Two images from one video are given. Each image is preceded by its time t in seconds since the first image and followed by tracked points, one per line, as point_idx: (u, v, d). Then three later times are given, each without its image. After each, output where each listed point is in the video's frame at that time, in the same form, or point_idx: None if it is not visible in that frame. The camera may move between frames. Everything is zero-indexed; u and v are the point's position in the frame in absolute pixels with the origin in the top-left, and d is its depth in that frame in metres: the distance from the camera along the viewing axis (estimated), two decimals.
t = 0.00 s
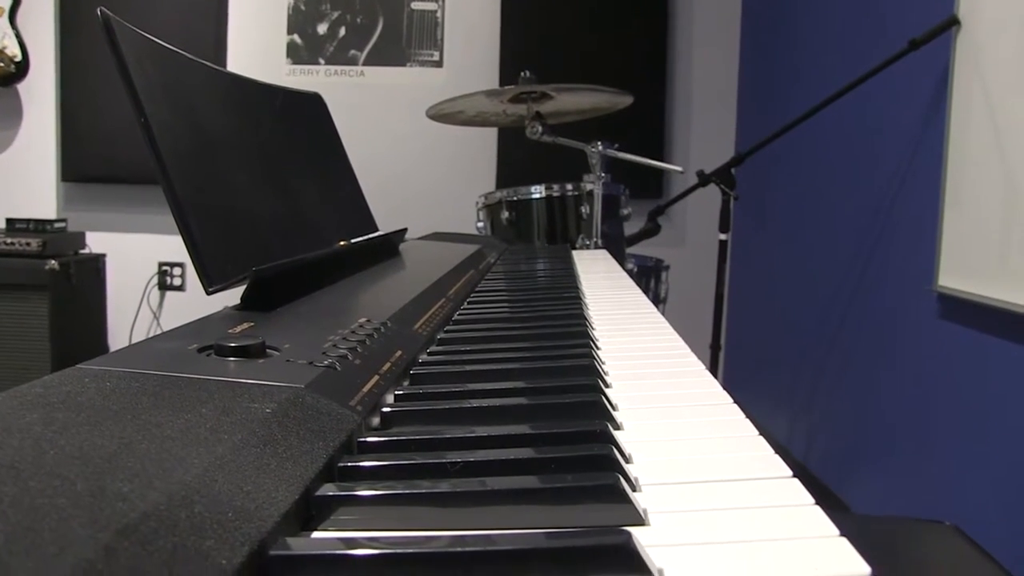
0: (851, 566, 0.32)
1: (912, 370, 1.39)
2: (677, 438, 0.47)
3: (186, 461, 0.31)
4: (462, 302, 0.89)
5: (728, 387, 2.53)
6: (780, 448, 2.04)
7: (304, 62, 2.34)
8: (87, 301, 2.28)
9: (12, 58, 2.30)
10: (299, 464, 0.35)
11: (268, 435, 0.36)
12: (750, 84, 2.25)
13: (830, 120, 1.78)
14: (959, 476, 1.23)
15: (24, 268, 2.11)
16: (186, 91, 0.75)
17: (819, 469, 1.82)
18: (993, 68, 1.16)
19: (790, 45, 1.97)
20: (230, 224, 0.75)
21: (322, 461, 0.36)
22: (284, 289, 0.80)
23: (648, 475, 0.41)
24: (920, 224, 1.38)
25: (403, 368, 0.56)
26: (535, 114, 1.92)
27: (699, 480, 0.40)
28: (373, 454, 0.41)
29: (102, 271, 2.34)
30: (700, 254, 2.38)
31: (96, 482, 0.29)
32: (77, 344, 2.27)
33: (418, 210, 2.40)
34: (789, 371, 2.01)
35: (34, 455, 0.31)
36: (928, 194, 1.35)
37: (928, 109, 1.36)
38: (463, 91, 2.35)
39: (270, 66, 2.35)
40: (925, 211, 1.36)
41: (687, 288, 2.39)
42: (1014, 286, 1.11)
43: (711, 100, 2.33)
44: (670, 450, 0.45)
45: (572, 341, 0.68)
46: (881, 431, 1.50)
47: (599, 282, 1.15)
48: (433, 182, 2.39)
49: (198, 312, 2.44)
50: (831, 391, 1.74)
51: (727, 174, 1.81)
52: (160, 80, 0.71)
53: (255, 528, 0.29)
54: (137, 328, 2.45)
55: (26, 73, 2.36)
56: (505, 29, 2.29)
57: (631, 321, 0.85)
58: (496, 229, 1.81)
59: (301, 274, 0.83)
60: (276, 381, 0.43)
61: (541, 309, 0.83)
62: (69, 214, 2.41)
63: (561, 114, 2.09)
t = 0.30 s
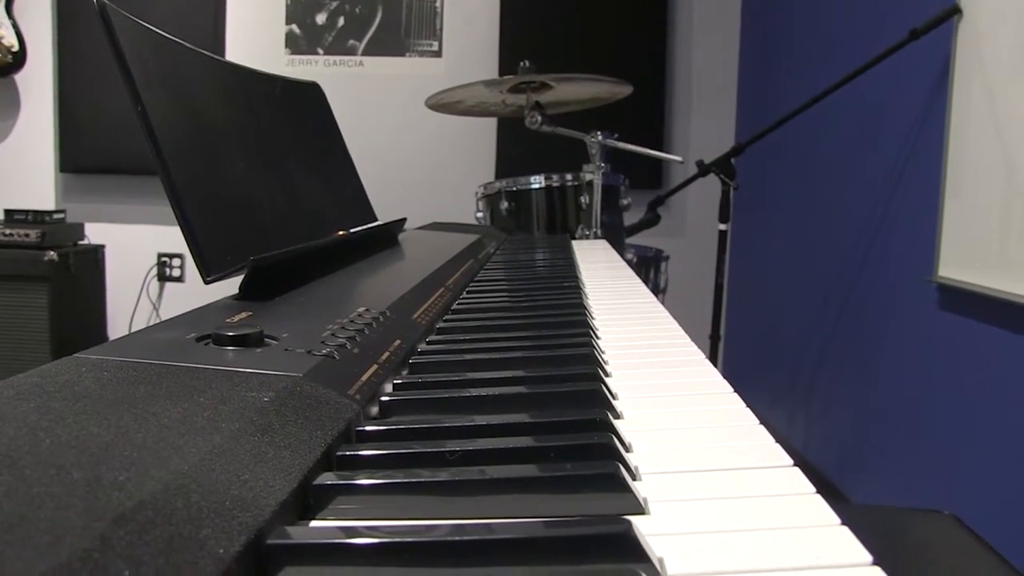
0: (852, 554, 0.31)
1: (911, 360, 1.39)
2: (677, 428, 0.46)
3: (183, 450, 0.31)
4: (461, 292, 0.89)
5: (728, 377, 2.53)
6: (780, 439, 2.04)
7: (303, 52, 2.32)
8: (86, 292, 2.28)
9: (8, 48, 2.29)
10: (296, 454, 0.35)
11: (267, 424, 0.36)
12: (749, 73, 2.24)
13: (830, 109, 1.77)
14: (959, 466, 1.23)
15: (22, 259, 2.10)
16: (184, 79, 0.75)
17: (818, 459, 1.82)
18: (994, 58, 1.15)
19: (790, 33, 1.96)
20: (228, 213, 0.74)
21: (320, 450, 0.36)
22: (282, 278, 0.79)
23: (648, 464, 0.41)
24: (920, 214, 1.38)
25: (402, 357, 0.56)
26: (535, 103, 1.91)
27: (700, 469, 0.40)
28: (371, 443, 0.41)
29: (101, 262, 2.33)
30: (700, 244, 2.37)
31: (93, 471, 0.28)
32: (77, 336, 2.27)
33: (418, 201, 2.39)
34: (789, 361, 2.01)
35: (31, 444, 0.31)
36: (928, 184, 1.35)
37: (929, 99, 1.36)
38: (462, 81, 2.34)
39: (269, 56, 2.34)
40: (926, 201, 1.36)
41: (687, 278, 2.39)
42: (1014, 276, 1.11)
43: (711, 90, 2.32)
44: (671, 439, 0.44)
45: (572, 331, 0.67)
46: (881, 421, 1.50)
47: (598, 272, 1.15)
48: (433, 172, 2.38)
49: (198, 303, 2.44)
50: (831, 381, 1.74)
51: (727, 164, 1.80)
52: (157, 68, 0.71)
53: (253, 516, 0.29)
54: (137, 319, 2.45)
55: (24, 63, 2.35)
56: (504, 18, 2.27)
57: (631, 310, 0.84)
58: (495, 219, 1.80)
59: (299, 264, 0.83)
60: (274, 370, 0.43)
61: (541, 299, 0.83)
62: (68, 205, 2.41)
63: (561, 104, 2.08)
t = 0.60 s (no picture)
0: (853, 545, 0.31)
1: (911, 352, 1.39)
2: (677, 418, 0.46)
3: (180, 441, 0.31)
4: (460, 283, 0.89)
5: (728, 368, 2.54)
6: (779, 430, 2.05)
7: (302, 43, 2.31)
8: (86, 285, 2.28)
9: (6, 40, 2.27)
10: (294, 445, 0.35)
11: (265, 414, 0.35)
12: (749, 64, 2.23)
13: (831, 100, 1.76)
14: (959, 458, 1.23)
15: (21, 251, 2.10)
16: (182, 70, 0.74)
17: (818, 450, 1.82)
18: (995, 49, 1.14)
19: (790, 24, 1.95)
20: (226, 204, 0.74)
21: (319, 441, 0.36)
22: (281, 270, 0.79)
23: (648, 455, 0.40)
24: (920, 205, 1.37)
25: (401, 347, 0.55)
26: (535, 95, 1.90)
27: (700, 459, 0.40)
28: (370, 434, 0.41)
29: (100, 255, 2.32)
30: (700, 236, 2.37)
31: (89, 461, 0.28)
32: (76, 328, 2.27)
33: (417, 193, 2.39)
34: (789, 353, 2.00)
35: (26, 435, 0.30)
36: (928, 176, 1.35)
37: (929, 91, 1.35)
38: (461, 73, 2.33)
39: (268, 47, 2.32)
40: (926, 193, 1.35)
41: (686, 270, 2.39)
42: (1014, 267, 1.11)
43: (711, 81, 2.31)
44: (671, 430, 0.44)
45: (571, 322, 0.67)
46: (880, 413, 1.50)
47: (598, 264, 1.15)
48: (432, 164, 2.37)
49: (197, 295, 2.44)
50: (830, 372, 1.74)
51: (727, 156, 1.80)
52: (154, 57, 0.70)
53: (250, 507, 0.29)
54: (135, 312, 2.45)
55: (21, 55, 2.34)
56: (504, 9, 2.26)
57: (631, 301, 0.84)
58: (495, 211, 1.80)
59: (298, 255, 0.83)
60: (272, 361, 0.43)
61: (540, 290, 0.82)
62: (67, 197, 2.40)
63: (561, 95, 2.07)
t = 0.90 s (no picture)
0: (853, 535, 0.31)
1: (911, 343, 1.39)
2: (675, 408, 0.46)
3: (177, 430, 0.31)
4: (459, 273, 0.88)
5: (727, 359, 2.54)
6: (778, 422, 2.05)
7: (300, 34, 2.30)
8: (85, 276, 2.28)
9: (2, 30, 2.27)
10: (291, 435, 0.34)
11: (261, 404, 0.35)
12: (748, 54, 2.22)
13: (830, 90, 1.75)
14: (958, 449, 1.23)
15: (19, 243, 2.09)
16: (179, 60, 0.74)
17: (817, 441, 1.82)
18: (995, 41, 1.14)
19: (790, 14, 1.94)
20: (225, 195, 0.73)
21: (317, 431, 0.36)
22: (279, 260, 0.79)
23: (648, 445, 0.40)
24: (920, 197, 1.37)
25: (399, 338, 0.55)
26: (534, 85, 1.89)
27: (697, 449, 0.40)
28: (368, 423, 0.41)
29: (99, 246, 2.32)
30: (699, 227, 2.37)
31: (85, 451, 0.28)
32: (75, 320, 2.26)
33: (416, 184, 2.38)
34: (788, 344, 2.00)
35: (23, 424, 0.30)
36: (929, 167, 1.34)
37: (928, 82, 1.35)
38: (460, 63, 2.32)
39: (266, 38, 2.31)
40: (925, 184, 1.35)
41: (685, 262, 2.38)
42: (1014, 258, 1.10)
43: (710, 71, 2.30)
44: (671, 420, 0.44)
45: (570, 312, 0.67)
46: (879, 405, 1.50)
47: (597, 254, 1.14)
48: (431, 156, 2.36)
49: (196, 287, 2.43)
50: (829, 363, 1.74)
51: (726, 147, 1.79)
52: (152, 47, 0.69)
53: (247, 497, 0.29)
54: (134, 303, 2.45)
55: (18, 46, 2.33)
56: None
57: (630, 291, 0.84)
58: (494, 202, 1.79)
59: (296, 246, 0.82)
60: (270, 351, 0.43)
61: (539, 280, 0.82)
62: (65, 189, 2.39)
63: (559, 86, 2.06)
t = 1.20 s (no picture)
0: (853, 523, 0.31)
1: (910, 332, 1.39)
2: (674, 396, 0.46)
3: (172, 418, 0.31)
4: (457, 263, 0.88)
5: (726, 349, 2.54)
6: (778, 411, 2.05)
7: (298, 24, 2.28)
8: (83, 266, 2.27)
9: None
10: (288, 424, 0.34)
11: (259, 392, 0.35)
12: (747, 42, 2.21)
13: (830, 79, 1.75)
14: (957, 439, 1.23)
15: (18, 233, 2.09)
16: (175, 47, 0.73)
17: (816, 431, 1.83)
18: (995, 30, 1.13)
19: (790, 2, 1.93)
20: (223, 184, 0.73)
21: (314, 419, 0.36)
22: (277, 249, 0.78)
23: (646, 433, 0.40)
24: (920, 187, 1.36)
25: (397, 326, 0.55)
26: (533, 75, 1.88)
27: (696, 437, 0.40)
28: (366, 412, 0.41)
29: (97, 236, 2.31)
30: (698, 216, 2.36)
31: (81, 439, 0.28)
32: (74, 311, 2.26)
33: (415, 174, 2.37)
34: (787, 334, 2.00)
35: (19, 412, 0.30)
36: (929, 156, 1.34)
37: (928, 70, 1.34)
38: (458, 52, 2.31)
39: (263, 27, 2.29)
40: (926, 174, 1.35)
41: (685, 251, 2.38)
42: (1014, 247, 1.10)
43: (710, 60, 2.29)
44: (670, 408, 0.44)
45: (569, 301, 0.67)
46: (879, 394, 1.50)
47: (595, 243, 1.14)
48: (430, 145, 2.35)
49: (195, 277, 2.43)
50: (829, 353, 1.74)
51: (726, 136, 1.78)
52: (148, 34, 0.69)
53: (243, 485, 0.29)
54: (134, 294, 2.44)
55: (15, 36, 2.32)
56: None
57: (630, 280, 0.84)
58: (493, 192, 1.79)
59: (294, 234, 0.82)
60: (267, 339, 0.43)
61: (538, 269, 0.82)
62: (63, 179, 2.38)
63: (558, 75, 2.05)
